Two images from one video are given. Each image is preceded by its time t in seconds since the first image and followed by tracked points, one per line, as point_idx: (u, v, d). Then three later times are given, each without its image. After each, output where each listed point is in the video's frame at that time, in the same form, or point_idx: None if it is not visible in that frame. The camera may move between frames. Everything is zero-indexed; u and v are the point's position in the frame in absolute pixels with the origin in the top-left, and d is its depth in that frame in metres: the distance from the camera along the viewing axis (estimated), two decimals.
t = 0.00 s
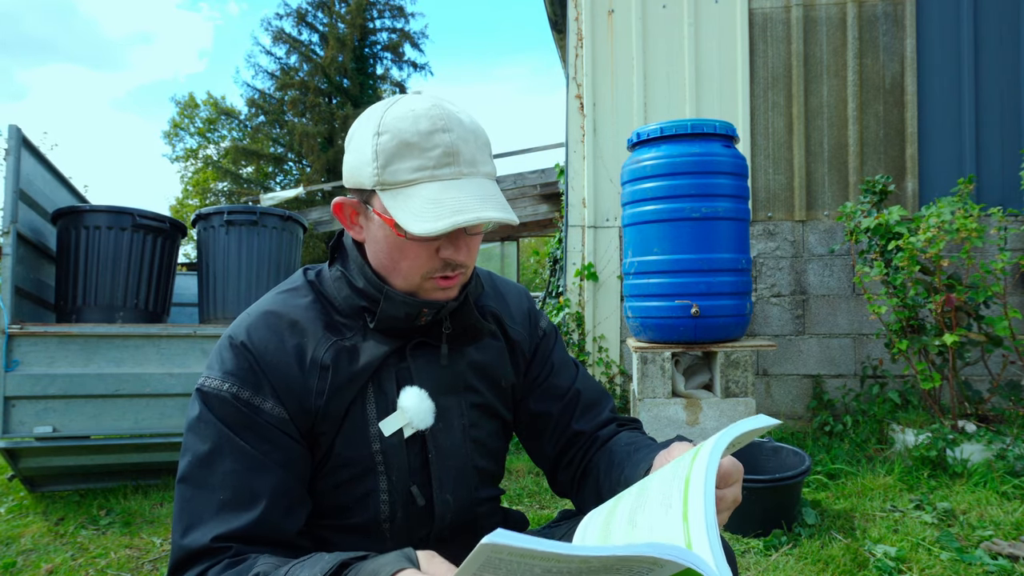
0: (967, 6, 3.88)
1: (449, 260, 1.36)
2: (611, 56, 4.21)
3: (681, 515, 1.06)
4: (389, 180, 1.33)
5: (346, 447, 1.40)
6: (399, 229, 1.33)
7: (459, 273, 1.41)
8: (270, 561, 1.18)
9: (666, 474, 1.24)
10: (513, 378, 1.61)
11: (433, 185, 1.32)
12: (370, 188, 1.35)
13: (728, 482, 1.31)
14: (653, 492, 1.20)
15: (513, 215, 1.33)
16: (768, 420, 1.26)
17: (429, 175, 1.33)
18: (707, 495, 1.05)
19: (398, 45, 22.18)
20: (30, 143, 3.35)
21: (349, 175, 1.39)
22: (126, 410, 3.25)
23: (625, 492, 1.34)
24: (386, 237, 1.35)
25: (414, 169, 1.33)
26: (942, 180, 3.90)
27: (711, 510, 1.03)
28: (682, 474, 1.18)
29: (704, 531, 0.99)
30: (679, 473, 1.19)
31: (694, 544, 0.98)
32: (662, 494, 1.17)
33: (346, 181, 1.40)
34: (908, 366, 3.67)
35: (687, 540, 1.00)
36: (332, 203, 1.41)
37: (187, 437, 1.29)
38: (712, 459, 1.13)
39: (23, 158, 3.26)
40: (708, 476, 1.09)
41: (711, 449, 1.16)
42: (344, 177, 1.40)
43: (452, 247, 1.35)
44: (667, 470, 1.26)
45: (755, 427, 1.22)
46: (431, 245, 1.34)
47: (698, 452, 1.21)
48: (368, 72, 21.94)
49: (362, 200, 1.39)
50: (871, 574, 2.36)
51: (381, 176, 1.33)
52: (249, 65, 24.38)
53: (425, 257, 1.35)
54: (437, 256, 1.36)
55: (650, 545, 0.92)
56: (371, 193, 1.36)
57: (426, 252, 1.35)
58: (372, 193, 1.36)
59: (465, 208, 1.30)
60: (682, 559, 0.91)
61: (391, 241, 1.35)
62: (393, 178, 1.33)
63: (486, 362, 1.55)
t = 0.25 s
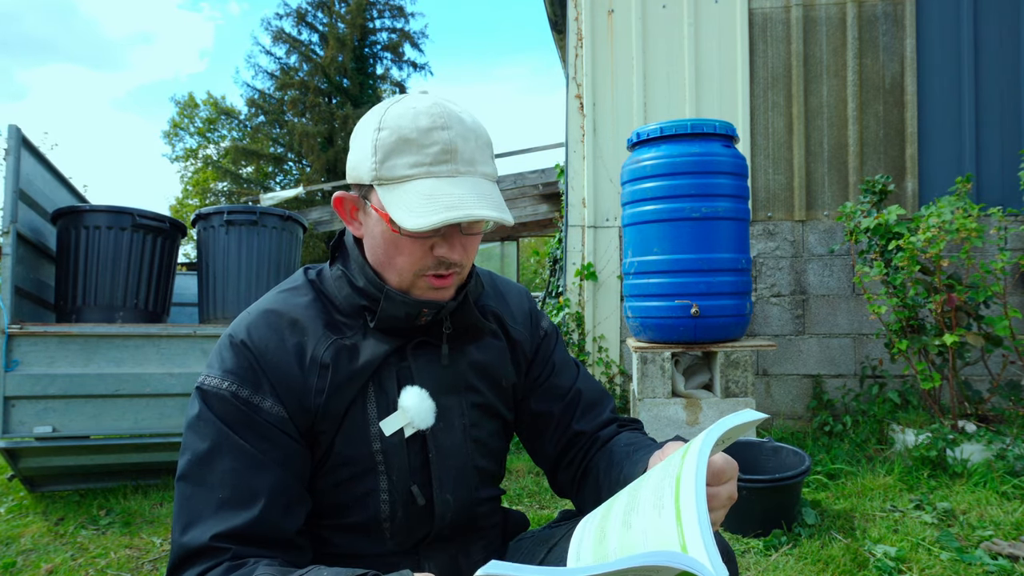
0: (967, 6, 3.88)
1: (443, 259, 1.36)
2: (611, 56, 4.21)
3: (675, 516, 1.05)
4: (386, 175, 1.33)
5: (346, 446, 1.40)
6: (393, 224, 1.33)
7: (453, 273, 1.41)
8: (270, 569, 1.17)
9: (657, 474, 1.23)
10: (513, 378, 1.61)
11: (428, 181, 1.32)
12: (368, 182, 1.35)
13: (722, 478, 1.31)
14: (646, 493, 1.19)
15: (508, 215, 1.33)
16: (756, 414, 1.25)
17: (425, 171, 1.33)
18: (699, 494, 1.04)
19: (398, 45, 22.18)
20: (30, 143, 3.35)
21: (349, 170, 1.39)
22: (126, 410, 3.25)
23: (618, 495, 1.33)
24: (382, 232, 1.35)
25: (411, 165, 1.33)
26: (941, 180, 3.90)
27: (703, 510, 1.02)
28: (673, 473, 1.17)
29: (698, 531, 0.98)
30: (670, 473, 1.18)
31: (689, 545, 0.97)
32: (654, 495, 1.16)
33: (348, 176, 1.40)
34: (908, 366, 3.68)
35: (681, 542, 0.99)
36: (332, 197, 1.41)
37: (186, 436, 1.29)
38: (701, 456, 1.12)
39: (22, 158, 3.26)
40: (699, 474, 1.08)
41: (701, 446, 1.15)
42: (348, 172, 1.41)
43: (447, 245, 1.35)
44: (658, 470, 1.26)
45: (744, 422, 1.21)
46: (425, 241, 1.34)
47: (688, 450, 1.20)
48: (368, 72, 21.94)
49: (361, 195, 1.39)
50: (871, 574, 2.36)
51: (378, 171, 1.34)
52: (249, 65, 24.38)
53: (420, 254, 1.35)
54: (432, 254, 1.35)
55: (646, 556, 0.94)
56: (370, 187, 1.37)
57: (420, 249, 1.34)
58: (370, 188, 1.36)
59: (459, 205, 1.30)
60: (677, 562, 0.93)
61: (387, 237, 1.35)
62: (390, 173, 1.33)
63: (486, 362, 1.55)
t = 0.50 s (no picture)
0: (967, 6, 3.88)
1: (444, 262, 1.36)
2: (611, 56, 4.21)
3: (680, 517, 1.05)
4: (389, 178, 1.33)
5: (345, 444, 1.40)
6: (394, 228, 1.33)
7: (452, 275, 1.41)
8: (271, 570, 1.16)
9: (659, 474, 1.23)
10: (513, 377, 1.61)
11: (431, 186, 1.32)
12: (371, 184, 1.35)
13: (723, 478, 1.31)
14: (649, 494, 1.19)
15: (510, 223, 1.33)
16: (757, 413, 1.24)
17: (429, 176, 1.33)
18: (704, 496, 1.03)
19: (398, 45, 22.18)
20: (30, 143, 3.35)
21: (353, 170, 1.39)
22: (126, 410, 3.25)
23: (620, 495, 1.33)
24: (383, 234, 1.35)
25: (415, 169, 1.33)
26: (941, 179, 3.90)
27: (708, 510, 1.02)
28: (676, 473, 1.16)
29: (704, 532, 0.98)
30: (673, 474, 1.18)
31: (695, 546, 0.97)
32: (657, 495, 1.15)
33: (351, 175, 1.40)
34: (908, 366, 3.68)
35: (687, 543, 0.98)
36: (334, 195, 1.41)
37: (185, 432, 1.29)
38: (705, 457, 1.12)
39: (23, 158, 3.26)
40: (703, 475, 1.07)
41: (704, 447, 1.14)
42: (351, 171, 1.40)
43: (448, 250, 1.35)
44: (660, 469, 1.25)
45: (745, 422, 1.21)
46: (426, 245, 1.34)
47: (690, 451, 1.19)
48: (368, 72, 21.94)
49: (363, 195, 1.38)
50: (871, 574, 2.36)
51: (382, 173, 1.33)
52: (249, 65, 24.39)
53: (420, 257, 1.35)
54: (432, 258, 1.36)
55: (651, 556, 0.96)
56: (372, 189, 1.36)
57: (421, 253, 1.35)
58: (372, 189, 1.36)
59: (462, 212, 1.30)
60: (683, 563, 0.94)
61: (388, 239, 1.35)
62: (393, 177, 1.33)
63: (487, 361, 1.55)
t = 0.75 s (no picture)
0: (967, 6, 3.88)
1: (444, 266, 1.36)
2: (611, 56, 4.21)
3: (676, 514, 1.05)
4: (392, 182, 1.33)
5: (345, 444, 1.40)
6: (396, 231, 1.33)
7: (452, 278, 1.41)
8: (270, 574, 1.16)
9: (656, 472, 1.23)
10: (513, 377, 1.61)
11: (434, 192, 1.32)
12: (374, 186, 1.35)
13: (721, 475, 1.31)
14: (646, 491, 1.19)
15: (512, 231, 1.33)
16: (752, 409, 1.24)
17: (432, 181, 1.33)
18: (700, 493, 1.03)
19: (398, 45, 22.18)
20: (30, 143, 3.35)
21: (355, 170, 1.39)
22: (126, 410, 3.25)
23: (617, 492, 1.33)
24: (383, 236, 1.36)
25: (418, 174, 1.33)
26: (941, 179, 3.90)
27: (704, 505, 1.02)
28: (673, 471, 1.16)
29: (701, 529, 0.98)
30: (670, 471, 1.17)
31: (692, 544, 0.96)
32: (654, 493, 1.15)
33: (354, 176, 1.39)
34: (908, 366, 3.68)
35: (684, 541, 0.98)
36: (336, 195, 1.40)
37: (185, 432, 1.29)
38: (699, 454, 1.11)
39: (22, 159, 3.26)
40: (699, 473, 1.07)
41: (699, 444, 1.14)
42: (354, 172, 1.40)
43: (449, 254, 1.35)
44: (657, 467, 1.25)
45: (741, 417, 1.20)
46: (427, 250, 1.34)
47: (687, 448, 1.19)
48: (368, 72, 21.94)
49: (365, 196, 1.38)
50: (871, 574, 2.36)
51: (385, 176, 1.33)
52: (249, 65, 24.39)
53: (420, 259, 1.35)
54: (432, 261, 1.36)
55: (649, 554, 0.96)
56: (374, 191, 1.36)
57: (422, 256, 1.35)
58: (375, 192, 1.36)
59: (465, 219, 1.30)
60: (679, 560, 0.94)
61: (388, 240, 1.35)
62: (396, 180, 1.33)
63: (486, 361, 1.55)
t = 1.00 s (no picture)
0: (967, 6, 3.87)
1: (443, 268, 1.36)
2: (611, 56, 4.21)
3: (674, 517, 1.04)
4: (392, 183, 1.33)
5: (345, 445, 1.40)
6: (396, 233, 1.33)
7: (452, 279, 1.41)
8: None
9: (654, 474, 1.23)
10: (513, 377, 1.61)
11: (434, 195, 1.32)
12: (374, 187, 1.35)
13: (720, 475, 1.31)
14: (644, 494, 1.18)
15: (512, 235, 1.33)
16: (748, 409, 1.23)
17: (432, 183, 1.33)
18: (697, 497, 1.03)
19: (398, 45, 22.18)
20: (30, 143, 3.35)
21: (356, 170, 1.39)
22: (126, 410, 3.25)
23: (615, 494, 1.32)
24: (383, 237, 1.36)
25: (418, 176, 1.33)
26: (941, 179, 3.90)
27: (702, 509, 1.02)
28: (670, 474, 1.15)
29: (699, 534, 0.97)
30: (667, 474, 1.17)
31: (691, 549, 0.96)
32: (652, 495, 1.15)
33: (355, 176, 1.39)
34: (908, 366, 3.68)
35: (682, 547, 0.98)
36: (335, 195, 1.40)
37: (185, 433, 1.29)
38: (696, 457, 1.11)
39: (23, 159, 3.26)
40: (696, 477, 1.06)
41: (696, 446, 1.13)
42: (354, 172, 1.40)
43: (448, 256, 1.35)
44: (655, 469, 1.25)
45: (737, 419, 1.20)
46: (426, 252, 1.34)
47: (684, 450, 1.18)
48: (368, 72, 21.94)
49: (365, 197, 1.38)
50: (871, 574, 2.36)
51: (385, 178, 1.33)
52: (249, 65, 24.40)
53: (419, 261, 1.35)
54: (432, 263, 1.36)
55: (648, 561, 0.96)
56: (374, 192, 1.36)
57: (422, 258, 1.35)
58: (375, 193, 1.36)
59: (465, 223, 1.30)
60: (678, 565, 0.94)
61: (388, 242, 1.35)
62: (396, 182, 1.33)
63: (486, 361, 1.55)
